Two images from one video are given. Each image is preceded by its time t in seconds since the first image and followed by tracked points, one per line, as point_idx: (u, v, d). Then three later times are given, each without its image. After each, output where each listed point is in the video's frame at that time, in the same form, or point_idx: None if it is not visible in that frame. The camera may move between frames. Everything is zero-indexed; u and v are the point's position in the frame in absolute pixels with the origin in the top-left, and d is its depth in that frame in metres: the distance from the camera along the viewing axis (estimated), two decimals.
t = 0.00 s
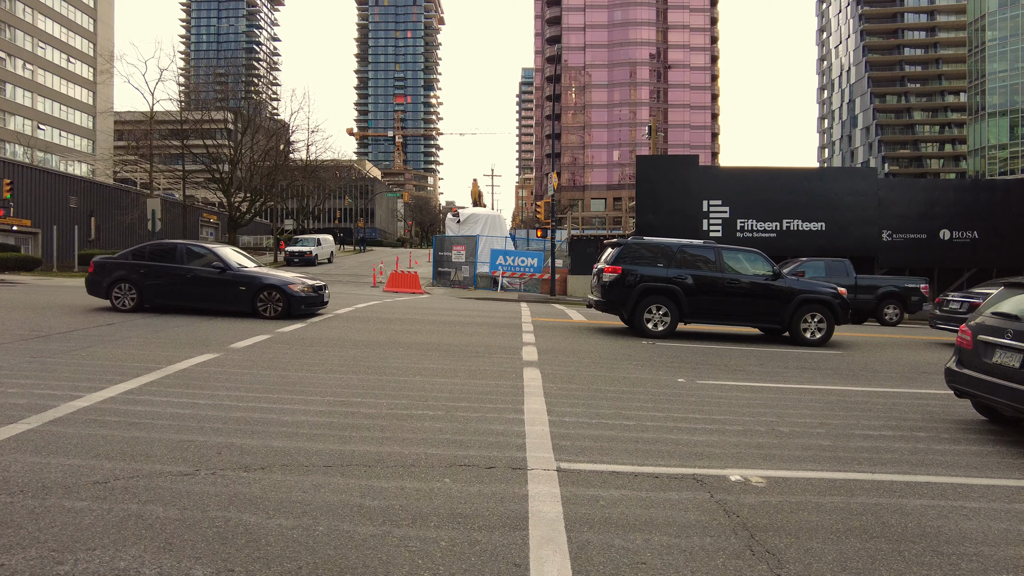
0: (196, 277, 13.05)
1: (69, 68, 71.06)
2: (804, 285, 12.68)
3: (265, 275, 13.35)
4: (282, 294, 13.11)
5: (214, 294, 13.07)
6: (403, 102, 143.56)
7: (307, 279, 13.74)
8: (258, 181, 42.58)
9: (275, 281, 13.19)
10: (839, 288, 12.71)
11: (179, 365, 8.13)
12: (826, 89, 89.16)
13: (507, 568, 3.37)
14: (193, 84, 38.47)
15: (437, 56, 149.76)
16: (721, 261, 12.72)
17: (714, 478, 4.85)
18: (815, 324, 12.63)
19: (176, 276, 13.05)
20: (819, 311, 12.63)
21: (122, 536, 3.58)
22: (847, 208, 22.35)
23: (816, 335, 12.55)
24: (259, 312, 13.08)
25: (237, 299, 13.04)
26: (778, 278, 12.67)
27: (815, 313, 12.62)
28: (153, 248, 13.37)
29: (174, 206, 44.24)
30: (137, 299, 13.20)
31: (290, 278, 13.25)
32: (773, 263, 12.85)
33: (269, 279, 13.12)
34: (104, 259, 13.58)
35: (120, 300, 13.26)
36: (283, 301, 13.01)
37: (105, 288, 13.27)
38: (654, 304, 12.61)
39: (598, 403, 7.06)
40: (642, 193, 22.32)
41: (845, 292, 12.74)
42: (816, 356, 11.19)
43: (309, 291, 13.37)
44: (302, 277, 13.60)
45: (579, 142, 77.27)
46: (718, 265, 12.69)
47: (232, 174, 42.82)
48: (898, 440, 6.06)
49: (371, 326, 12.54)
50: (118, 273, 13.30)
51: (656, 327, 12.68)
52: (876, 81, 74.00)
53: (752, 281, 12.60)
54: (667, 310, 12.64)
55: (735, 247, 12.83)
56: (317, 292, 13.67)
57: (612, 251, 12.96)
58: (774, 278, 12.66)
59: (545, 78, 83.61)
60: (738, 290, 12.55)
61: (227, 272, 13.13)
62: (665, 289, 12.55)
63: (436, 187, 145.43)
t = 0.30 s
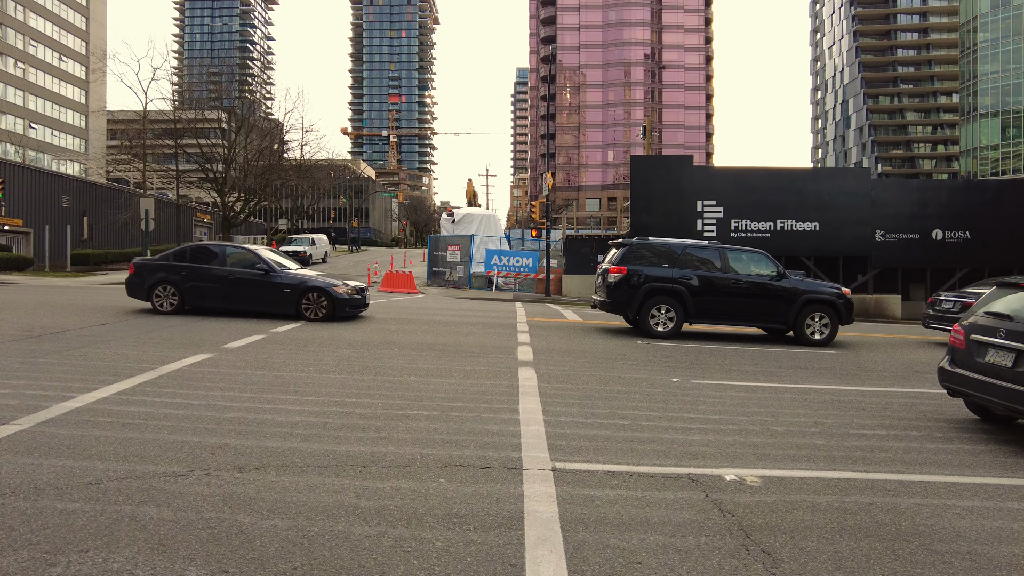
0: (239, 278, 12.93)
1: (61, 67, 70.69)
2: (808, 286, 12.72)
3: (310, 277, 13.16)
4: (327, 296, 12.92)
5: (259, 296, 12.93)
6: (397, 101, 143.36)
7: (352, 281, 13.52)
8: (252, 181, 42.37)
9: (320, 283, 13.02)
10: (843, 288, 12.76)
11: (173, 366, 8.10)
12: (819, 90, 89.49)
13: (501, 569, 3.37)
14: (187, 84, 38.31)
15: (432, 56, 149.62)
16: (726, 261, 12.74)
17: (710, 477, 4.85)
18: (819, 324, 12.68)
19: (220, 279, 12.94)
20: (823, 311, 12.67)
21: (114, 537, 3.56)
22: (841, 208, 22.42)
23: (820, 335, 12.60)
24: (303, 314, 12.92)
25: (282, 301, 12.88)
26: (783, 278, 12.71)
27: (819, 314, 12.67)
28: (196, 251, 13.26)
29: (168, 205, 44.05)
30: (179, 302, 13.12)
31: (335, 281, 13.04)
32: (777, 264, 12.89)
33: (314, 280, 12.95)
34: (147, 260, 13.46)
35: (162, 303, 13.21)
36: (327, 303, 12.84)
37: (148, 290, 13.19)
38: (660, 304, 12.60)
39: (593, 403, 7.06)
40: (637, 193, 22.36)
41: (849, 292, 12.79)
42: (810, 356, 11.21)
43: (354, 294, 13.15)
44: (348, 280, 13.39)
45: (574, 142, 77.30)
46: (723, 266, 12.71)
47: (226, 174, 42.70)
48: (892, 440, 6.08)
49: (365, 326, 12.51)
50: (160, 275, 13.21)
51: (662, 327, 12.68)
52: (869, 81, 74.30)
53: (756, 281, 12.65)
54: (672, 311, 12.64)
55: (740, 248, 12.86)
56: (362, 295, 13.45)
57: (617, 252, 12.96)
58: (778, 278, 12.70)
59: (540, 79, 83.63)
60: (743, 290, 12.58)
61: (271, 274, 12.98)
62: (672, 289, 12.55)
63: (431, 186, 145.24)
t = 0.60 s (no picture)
0: (276, 280, 12.86)
1: (55, 65, 70.42)
2: (810, 286, 12.77)
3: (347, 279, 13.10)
4: (365, 298, 12.84)
5: (296, 298, 12.86)
6: (393, 101, 143.26)
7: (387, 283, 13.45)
8: (247, 180, 42.23)
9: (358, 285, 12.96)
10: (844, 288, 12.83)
11: (168, 366, 8.09)
12: (814, 90, 89.78)
13: (498, 568, 3.37)
14: (182, 83, 38.16)
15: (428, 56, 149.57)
16: (730, 262, 12.76)
17: (706, 477, 4.86)
18: (821, 323, 12.71)
19: (259, 281, 12.86)
20: (825, 311, 12.73)
21: (109, 539, 3.55)
22: (836, 208, 22.46)
23: (822, 335, 12.63)
24: (341, 316, 12.85)
25: (320, 303, 12.83)
26: (785, 278, 12.75)
27: (820, 313, 12.71)
28: (235, 254, 13.21)
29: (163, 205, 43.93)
30: (216, 303, 13.01)
31: (373, 282, 12.98)
32: (778, 264, 12.92)
33: (350, 282, 12.88)
34: (182, 262, 13.37)
35: (198, 304, 13.08)
36: (366, 305, 12.77)
37: (183, 292, 13.09)
38: (662, 304, 12.61)
39: (589, 403, 7.07)
40: (633, 193, 22.38)
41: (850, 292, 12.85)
42: (805, 356, 11.24)
43: (391, 296, 13.07)
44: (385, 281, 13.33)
45: (569, 142, 77.26)
46: (727, 266, 12.73)
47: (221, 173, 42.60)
48: (886, 439, 6.10)
49: (359, 327, 12.48)
50: (195, 276, 13.10)
51: (665, 327, 12.67)
52: (864, 82, 74.54)
53: (759, 281, 12.68)
54: (675, 311, 12.64)
55: (742, 249, 12.90)
56: (399, 297, 13.38)
57: (619, 252, 12.95)
58: (781, 279, 12.74)
59: (536, 79, 83.65)
60: (745, 291, 12.60)
61: (307, 276, 12.94)
62: (675, 290, 12.57)
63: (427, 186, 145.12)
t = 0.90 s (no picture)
0: (310, 281, 12.82)
1: (51, 65, 70.28)
2: (812, 286, 12.80)
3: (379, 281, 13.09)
4: (398, 300, 12.87)
5: (328, 301, 12.82)
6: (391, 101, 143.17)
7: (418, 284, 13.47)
8: (245, 180, 42.18)
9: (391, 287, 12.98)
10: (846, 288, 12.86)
11: (165, 366, 8.08)
12: (811, 91, 89.92)
13: (496, 569, 3.37)
14: (179, 82, 38.01)
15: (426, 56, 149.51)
16: (731, 263, 12.78)
17: (703, 477, 4.86)
18: (823, 324, 12.73)
19: (291, 283, 12.79)
20: (826, 312, 12.75)
21: (106, 540, 3.54)
22: (833, 208, 22.49)
23: (824, 336, 12.65)
24: (375, 318, 12.90)
25: (353, 304, 12.83)
26: (787, 278, 12.78)
27: (822, 314, 12.73)
28: (266, 256, 13.10)
29: (160, 205, 43.85)
30: (247, 306, 12.88)
31: (406, 283, 12.99)
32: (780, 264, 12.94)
33: (383, 284, 12.90)
34: (212, 264, 13.22)
35: (229, 306, 12.92)
36: (399, 307, 12.82)
37: (215, 294, 12.93)
38: (664, 304, 12.61)
39: (586, 403, 7.09)
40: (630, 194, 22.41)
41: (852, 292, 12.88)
42: (802, 356, 11.25)
43: (424, 296, 13.09)
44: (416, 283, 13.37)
45: (567, 142, 77.26)
46: (728, 267, 12.75)
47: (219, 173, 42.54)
48: (883, 439, 6.11)
49: (357, 327, 12.48)
50: (226, 278, 12.96)
51: (667, 328, 12.67)
52: (861, 82, 74.64)
53: (761, 281, 12.70)
54: (677, 311, 12.64)
55: (744, 249, 12.90)
56: (430, 298, 13.42)
57: (622, 252, 12.95)
58: (782, 279, 12.76)
59: (533, 78, 83.56)
60: (746, 291, 12.62)
61: (340, 277, 12.93)
62: (677, 289, 12.58)
63: (424, 186, 145.09)
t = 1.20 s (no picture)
0: (335, 283, 12.75)
1: (49, 65, 70.15)
2: (812, 286, 12.80)
3: (404, 282, 13.09)
4: (423, 301, 12.91)
5: (354, 301, 12.79)
6: (389, 101, 143.17)
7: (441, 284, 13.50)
8: (243, 180, 42.09)
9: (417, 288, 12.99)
10: (845, 289, 12.86)
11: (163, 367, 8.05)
12: (809, 91, 90.06)
13: (494, 569, 3.37)
14: (176, 82, 37.97)
15: (423, 56, 149.52)
16: (731, 263, 12.78)
17: (701, 477, 4.86)
18: (822, 324, 12.75)
19: (317, 285, 12.72)
20: (826, 311, 12.77)
21: (101, 541, 3.53)
22: (831, 208, 22.52)
23: (823, 335, 12.67)
24: (400, 319, 12.91)
25: (378, 306, 12.81)
26: (787, 278, 12.78)
27: (821, 314, 12.75)
28: (289, 256, 13.01)
29: (158, 205, 43.82)
30: (272, 307, 12.80)
31: (431, 285, 13.02)
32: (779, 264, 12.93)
33: (408, 285, 12.91)
34: (236, 265, 13.10)
35: (253, 308, 12.82)
36: (425, 309, 12.85)
37: (238, 296, 12.83)
38: (664, 304, 12.63)
39: (583, 402, 7.08)
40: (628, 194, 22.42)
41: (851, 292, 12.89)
42: (800, 355, 11.27)
43: (448, 298, 13.14)
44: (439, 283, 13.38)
45: (565, 142, 77.30)
46: (728, 267, 12.76)
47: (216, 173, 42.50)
48: (880, 438, 6.13)
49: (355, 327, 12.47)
50: (249, 279, 12.86)
51: (667, 328, 12.70)
52: (858, 82, 74.77)
53: (761, 281, 12.69)
54: (676, 311, 12.67)
55: (744, 249, 12.91)
56: (452, 299, 13.47)
57: (622, 252, 12.96)
58: (782, 279, 12.76)
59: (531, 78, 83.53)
60: (746, 291, 12.62)
61: (365, 278, 12.86)
62: (677, 290, 12.59)
63: (422, 186, 145.11)
